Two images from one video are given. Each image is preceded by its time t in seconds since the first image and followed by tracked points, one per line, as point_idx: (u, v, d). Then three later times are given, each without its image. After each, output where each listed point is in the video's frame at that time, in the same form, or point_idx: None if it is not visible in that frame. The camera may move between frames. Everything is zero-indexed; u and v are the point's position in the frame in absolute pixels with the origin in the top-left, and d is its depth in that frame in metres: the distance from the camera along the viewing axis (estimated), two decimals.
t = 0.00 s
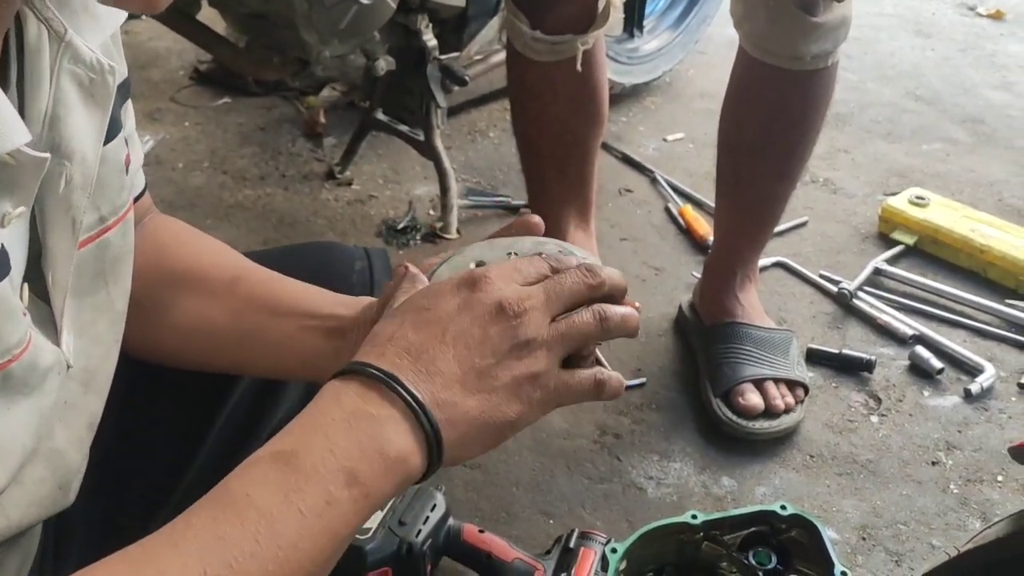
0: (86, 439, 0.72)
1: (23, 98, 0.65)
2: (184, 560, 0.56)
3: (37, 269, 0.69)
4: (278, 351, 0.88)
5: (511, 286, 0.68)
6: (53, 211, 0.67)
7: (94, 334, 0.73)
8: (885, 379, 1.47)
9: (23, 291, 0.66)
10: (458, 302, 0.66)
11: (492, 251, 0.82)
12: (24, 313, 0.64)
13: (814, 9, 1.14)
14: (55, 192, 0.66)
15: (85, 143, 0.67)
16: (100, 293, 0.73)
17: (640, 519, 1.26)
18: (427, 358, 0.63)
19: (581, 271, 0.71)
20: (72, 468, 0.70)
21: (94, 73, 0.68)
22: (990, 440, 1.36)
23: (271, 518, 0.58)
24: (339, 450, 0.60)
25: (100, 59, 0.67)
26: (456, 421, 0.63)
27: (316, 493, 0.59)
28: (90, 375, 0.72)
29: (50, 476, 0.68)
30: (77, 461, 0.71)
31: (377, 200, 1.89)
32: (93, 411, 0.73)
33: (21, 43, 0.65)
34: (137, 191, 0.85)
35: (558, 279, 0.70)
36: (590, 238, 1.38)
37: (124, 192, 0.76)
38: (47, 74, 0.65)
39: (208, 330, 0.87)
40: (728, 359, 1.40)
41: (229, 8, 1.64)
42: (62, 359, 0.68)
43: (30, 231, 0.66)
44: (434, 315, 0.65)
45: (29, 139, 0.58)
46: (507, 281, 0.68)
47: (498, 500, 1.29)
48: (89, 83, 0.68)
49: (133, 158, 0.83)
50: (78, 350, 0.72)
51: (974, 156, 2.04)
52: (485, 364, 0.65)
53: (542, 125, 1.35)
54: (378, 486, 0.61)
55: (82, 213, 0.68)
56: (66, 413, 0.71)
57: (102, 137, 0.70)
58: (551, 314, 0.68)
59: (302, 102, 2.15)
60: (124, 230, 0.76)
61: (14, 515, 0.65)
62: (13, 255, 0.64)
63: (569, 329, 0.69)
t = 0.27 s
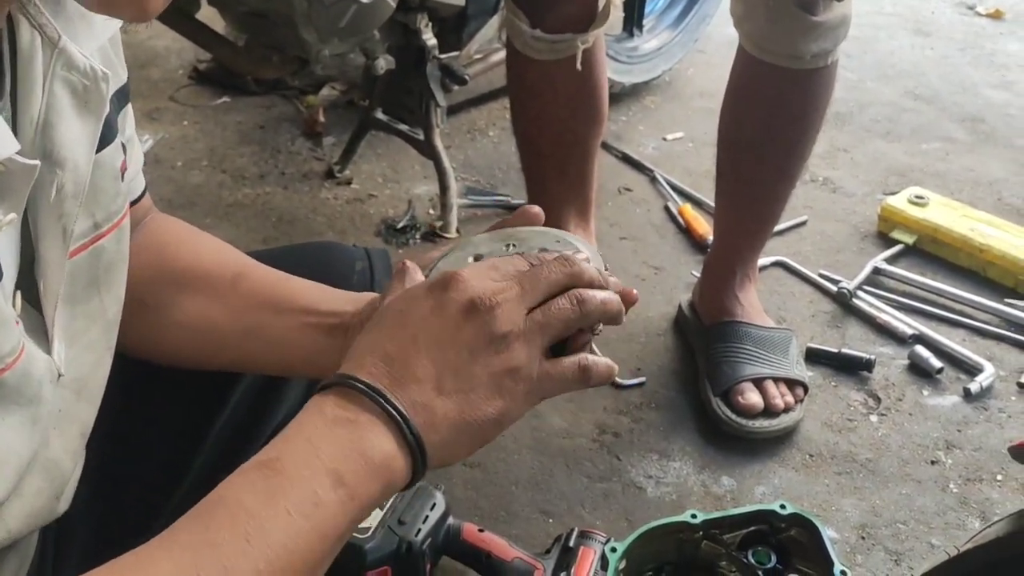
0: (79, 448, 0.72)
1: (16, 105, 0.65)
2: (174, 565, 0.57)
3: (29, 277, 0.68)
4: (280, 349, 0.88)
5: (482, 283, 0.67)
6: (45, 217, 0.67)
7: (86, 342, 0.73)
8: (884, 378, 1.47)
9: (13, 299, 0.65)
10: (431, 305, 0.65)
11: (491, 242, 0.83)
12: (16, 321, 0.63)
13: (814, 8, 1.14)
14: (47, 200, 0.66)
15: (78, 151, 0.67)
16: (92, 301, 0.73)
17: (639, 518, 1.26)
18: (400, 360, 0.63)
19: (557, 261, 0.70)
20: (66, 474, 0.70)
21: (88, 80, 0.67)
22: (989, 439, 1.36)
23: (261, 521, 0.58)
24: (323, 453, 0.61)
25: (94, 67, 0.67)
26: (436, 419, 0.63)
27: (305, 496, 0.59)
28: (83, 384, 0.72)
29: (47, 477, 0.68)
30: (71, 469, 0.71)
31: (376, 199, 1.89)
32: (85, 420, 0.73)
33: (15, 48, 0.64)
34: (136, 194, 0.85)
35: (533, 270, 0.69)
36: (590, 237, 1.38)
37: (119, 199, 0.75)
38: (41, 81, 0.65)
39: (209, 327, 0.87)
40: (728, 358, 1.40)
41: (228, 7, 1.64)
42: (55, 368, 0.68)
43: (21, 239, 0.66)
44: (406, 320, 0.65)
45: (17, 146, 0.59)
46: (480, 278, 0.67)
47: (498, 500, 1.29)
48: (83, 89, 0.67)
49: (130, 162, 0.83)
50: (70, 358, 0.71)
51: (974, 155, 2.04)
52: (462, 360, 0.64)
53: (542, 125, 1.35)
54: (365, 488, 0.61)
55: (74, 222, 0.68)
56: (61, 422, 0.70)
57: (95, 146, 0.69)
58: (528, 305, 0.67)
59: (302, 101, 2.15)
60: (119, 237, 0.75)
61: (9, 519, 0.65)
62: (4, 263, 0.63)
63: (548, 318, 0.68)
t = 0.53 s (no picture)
0: (76, 449, 0.72)
1: (12, 103, 0.65)
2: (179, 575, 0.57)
3: (23, 278, 0.69)
4: (286, 344, 0.89)
5: (492, 308, 0.66)
6: (39, 216, 0.66)
7: (82, 343, 0.73)
8: (883, 378, 1.47)
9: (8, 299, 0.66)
10: (444, 328, 0.64)
11: (496, 246, 0.81)
12: (10, 321, 0.63)
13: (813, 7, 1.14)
14: (40, 200, 0.66)
15: (72, 150, 0.67)
16: (88, 302, 0.73)
17: (638, 518, 1.26)
18: (415, 384, 0.63)
19: (567, 287, 0.68)
20: (63, 475, 0.70)
21: (83, 79, 0.67)
22: (988, 438, 1.36)
23: (266, 538, 0.58)
24: (334, 474, 0.61)
25: (89, 65, 0.67)
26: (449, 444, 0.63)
27: (311, 516, 0.60)
28: (78, 385, 0.72)
29: (45, 478, 0.68)
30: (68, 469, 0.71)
31: (375, 198, 1.89)
32: (82, 420, 0.73)
33: (10, 47, 0.64)
34: (134, 192, 0.86)
35: (544, 296, 0.67)
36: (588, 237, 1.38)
37: (115, 200, 0.75)
38: (35, 78, 0.65)
39: (213, 324, 0.87)
40: (726, 357, 1.40)
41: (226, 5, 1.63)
42: (49, 368, 0.68)
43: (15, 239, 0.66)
44: (419, 342, 0.64)
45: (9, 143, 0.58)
46: (492, 302, 0.66)
47: (497, 500, 1.29)
48: (77, 88, 0.67)
49: (128, 162, 0.83)
50: (64, 359, 0.71)
51: (972, 154, 2.04)
52: (473, 388, 0.63)
53: (541, 124, 1.35)
54: (372, 510, 0.61)
55: (68, 222, 0.68)
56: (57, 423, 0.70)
57: (90, 146, 0.69)
58: (535, 333, 0.66)
59: (300, 100, 2.15)
60: (115, 238, 0.75)
61: (7, 517, 0.65)
62: None
63: (555, 348, 0.66)
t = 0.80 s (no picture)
0: (74, 445, 0.72)
1: (6, 97, 0.64)
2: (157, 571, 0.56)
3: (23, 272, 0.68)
4: (289, 340, 0.89)
5: (457, 291, 0.66)
6: (37, 212, 0.66)
7: (82, 339, 0.73)
8: (878, 377, 1.47)
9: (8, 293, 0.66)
10: (407, 311, 0.65)
11: (525, 243, 0.83)
12: (10, 316, 0.63)
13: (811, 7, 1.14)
14: (37, 194, 0.65)
15: (66, 144, 0.66)
16: (87, 297, 0.73)
17: (634, 517, 1.26)
18: (382, 366, 0.63)
19: (533, 280, 0.70)
20: (60, 473, 0.70)
21: (75, 73, 0.66)
22: (983, 437, 1.37)
23: (244, 527, 0.58)
24: (307, 461, 0.60)
25: (81, 59, 0.65)
26: (417, 424, 0.62)
27: (285, 503, 0.59)
28: (78, 380, 0.72)
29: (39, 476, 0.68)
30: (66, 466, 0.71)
31: (372, 197, 1.89)
32: (80, 416, 0.72)
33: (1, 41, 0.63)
34: (129, 190, 0.85)
35: (511, 285, 0.68)
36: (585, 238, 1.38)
37: (111, 196, 0.75)
38: (26, 72, 0.64)
39: (213, 322, 0.87)
40: (723, 355, 1.40)
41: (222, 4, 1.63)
42: (50, 362, 0.68)
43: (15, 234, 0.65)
44: (387, 326, 0.64)
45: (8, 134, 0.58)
46: (456, 286, 0.67)
47: (493, 499, 1.29)
48: (70, 83, 0.66)
49: (123, 158, 0.82)
50: (64, 354, 0.71)
51: (968, 154, 2.04)
52: (438, 367, 0.63)
53: (539, 124, 1.35)
54: (347, 496, 0.61)
55: (65, 216, 0.67)
56: (54, 417, 0.70)
57: (84, 140, 0.68)
58: (502, 316, 0.66)
59: (297, 99, 2.14)
60: (112, 233, 0.75)
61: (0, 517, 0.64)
62: None
63: (525, 331, 0.67)
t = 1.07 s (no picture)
0: (67, 439, 0.72)
1: None
2: None
3: (17, 263, 0.68)
4: (280, 347, 0.90)
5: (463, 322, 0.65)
6: (30, 203, 0.65)
7: (76, 332, 0.72)
8: (874, 376, 1.47)
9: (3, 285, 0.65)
10: (413, 342, 0.64)
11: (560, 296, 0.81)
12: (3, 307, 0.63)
13: (809, 6, 1.14)
14: (30, 186, 0.64)
15: (59, 136, 0.65)
16: (80, 291, 0.72)
17: (631, 516, 1.26)
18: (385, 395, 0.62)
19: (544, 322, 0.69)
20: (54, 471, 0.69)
21: (67, 64, 0.64)
22: (978, 436, 1.37)
23: (257, 540, 0.57)
24: (317, 481, 0.60)
25: (73, 50, 0.64)
26: (421, 454, 0.62)
27: (297, 518, 0.59)
28: (73, 373, 0.71)
29: (34, 477, 0.68)
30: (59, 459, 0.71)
31: (368, 196, 1.89)
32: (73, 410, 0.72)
33: None
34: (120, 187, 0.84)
35: (514, 322, 0.67)
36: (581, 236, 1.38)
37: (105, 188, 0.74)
38: (18, 63, 0.62)
39: (206, 326, 0.87)
40: (719, 355, 1.40)
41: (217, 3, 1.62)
42: (42, 355, 0.67)
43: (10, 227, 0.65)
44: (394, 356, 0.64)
45: None
46: (462, 316, 0.65)
47: (491, 499, 1.29)
48: (62, 74, 0.65)
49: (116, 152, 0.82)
50: (59, 347, 0.70)
51: (963, 154, 2.05)
52: (438, 396, 0.62)
53: (535, 122, 1.35)
54: (358, 517, 0.60)
55: (57, 208, 0.66)
56: (48, 410, 0.70)
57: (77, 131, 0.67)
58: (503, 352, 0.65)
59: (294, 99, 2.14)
60: (106, 226, 0.74)
61: None
62: None
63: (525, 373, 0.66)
